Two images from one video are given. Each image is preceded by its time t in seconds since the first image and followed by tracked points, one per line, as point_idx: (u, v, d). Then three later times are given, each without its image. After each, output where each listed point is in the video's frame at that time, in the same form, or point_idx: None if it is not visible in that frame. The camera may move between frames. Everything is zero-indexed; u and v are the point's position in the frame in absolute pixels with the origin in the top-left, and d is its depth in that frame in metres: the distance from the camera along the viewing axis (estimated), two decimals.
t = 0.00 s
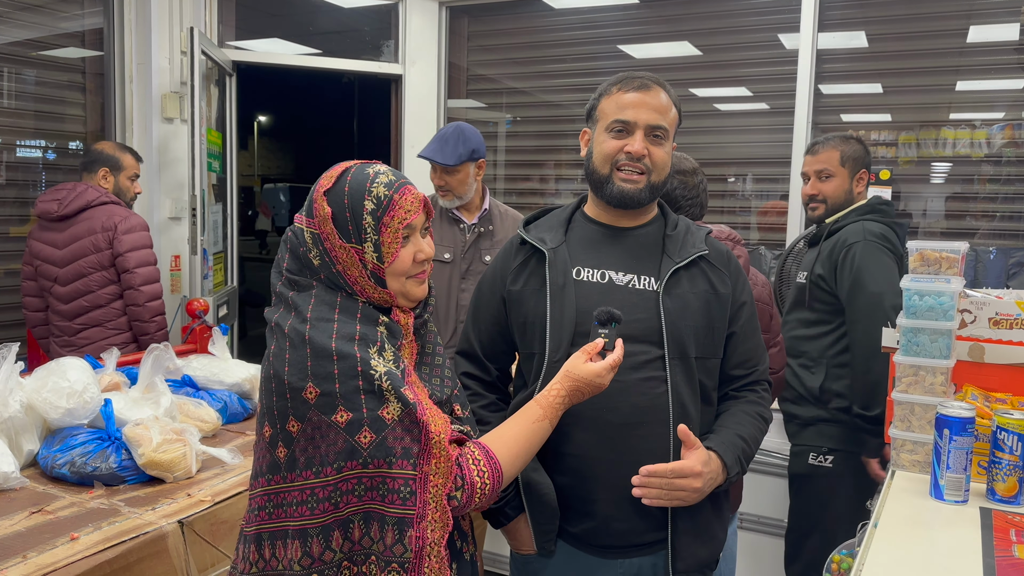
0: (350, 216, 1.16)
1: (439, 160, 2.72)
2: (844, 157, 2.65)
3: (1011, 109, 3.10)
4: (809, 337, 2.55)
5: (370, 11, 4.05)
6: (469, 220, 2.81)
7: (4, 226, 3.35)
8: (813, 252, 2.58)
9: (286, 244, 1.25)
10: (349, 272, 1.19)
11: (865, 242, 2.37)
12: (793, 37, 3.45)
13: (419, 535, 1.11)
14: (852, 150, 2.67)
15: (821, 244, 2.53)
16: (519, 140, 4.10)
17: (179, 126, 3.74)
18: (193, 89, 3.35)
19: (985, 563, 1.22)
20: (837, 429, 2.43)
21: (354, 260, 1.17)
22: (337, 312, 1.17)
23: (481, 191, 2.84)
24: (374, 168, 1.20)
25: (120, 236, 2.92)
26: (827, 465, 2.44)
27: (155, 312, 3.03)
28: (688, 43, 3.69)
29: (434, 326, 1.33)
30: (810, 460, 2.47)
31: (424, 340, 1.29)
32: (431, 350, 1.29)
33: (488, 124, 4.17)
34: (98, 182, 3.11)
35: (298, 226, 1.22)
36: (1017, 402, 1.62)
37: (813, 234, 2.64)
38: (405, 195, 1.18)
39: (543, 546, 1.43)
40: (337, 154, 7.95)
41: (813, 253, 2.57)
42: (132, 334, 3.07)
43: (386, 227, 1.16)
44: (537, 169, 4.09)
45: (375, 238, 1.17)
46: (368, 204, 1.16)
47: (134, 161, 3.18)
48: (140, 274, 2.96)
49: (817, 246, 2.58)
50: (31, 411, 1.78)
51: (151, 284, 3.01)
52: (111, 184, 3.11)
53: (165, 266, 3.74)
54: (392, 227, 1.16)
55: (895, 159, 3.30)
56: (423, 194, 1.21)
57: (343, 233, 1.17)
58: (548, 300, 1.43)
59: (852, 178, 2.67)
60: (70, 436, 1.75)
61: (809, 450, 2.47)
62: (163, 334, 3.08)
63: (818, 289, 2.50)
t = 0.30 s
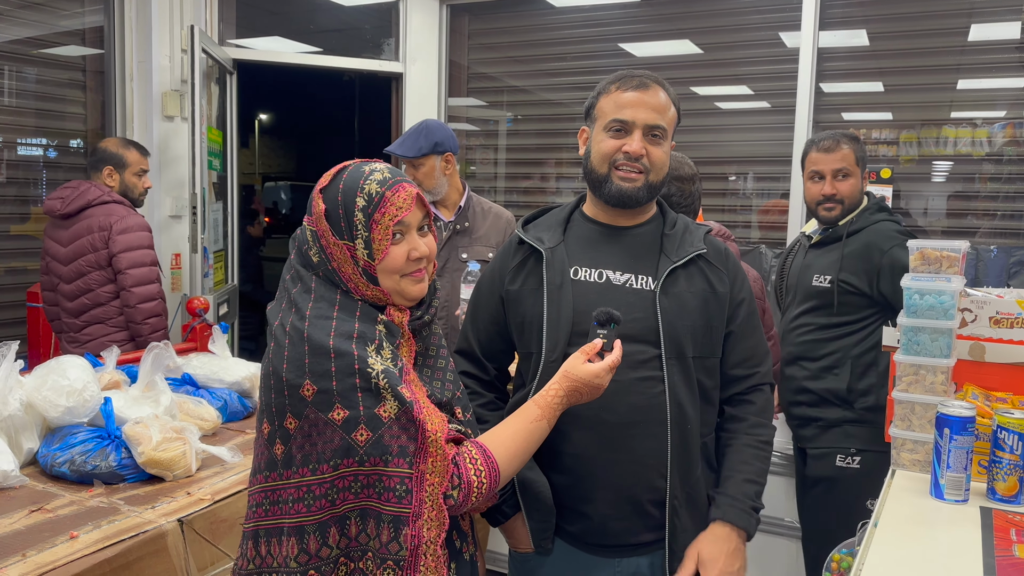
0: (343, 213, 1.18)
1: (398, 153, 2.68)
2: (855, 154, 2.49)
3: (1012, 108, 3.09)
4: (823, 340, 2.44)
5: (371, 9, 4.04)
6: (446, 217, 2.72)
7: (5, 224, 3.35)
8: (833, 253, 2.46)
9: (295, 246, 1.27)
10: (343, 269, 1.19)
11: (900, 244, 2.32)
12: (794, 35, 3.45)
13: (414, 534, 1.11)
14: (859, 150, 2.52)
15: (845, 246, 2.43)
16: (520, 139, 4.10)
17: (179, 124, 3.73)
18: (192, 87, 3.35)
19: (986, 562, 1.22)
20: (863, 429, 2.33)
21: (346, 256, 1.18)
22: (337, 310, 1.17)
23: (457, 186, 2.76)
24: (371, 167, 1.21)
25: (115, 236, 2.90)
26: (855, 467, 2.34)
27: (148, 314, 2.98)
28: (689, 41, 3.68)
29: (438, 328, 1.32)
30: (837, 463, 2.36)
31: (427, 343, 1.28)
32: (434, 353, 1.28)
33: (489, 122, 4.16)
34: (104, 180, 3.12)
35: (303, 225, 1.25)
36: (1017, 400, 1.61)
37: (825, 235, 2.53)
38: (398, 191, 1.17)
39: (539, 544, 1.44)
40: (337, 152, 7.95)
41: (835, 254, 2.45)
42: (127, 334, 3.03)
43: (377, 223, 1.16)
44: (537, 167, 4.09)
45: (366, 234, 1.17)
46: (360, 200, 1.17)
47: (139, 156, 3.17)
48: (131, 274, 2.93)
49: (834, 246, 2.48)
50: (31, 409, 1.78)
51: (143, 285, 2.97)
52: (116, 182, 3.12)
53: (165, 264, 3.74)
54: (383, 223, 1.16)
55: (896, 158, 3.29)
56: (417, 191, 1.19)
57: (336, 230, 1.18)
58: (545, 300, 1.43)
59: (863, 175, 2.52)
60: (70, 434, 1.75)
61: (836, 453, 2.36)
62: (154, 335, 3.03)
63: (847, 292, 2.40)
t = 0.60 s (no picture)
0: (344, 212, 1.18)
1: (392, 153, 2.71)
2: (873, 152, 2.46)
3: (1015, 109, 3.08)
4: (833, 343, 2.40)
5: (373, 9, 4.04)
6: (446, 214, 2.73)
7: (7, 224, 3.35)
8: (851, 253, 2.42)
9: (305, 246, 1.28)
10: (343, 267, 1.19)
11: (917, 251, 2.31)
12: (797, 36, 3.44)
13: (407, 534, 1.11)
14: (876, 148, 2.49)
15: (862, 247, 2.40)
16: (522, 139, 4.10)
17: (182, 125, 3.73)
18: (195, 87, 3.35)
19: (991, 564, 1.21)
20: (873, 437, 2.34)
21: (345, 255, 1.18)
22: (337, 309, 1.17)
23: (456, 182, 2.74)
24: (375, 166, 1.21)
25: (93, 234, 2.88)
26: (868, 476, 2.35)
27: (120, 314, 2.93)
28: (692, 42, 3.68)
29: (446, 331, 1.32)
30: (851, 473, 2.36)
31: (433, 347, 1.28)
32: (441, 356, 1.28)
33: (491, 122, 4.16)
34: (103, 181, 3.13)
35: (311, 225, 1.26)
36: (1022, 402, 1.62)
37: (840, 234, 2.49)
38: (397, 190, 1.16)
39: (540, 546, 1.44)
40: (339, 153, 7.95)
41: (852, 254, 2.41)
42: (107, 336, 3.00)
43: (374, 222, 1.15)
44: (540, 167, 4.09)
45: (364, 233, 1.16)
46: (359, 199, 1.17)
47: (137, 155, 3.17)
48: (107, 272, 2.90)
49: (850, 247, 2.44)
50: (34, 409, 1.79)
51: (117, 284, 2.93)
52: (115, 182, 3.13)
53: (167, 264, 3.74)
54: (380, 222, 1.15)
55: (899, 158, 3.29)
56: (418, 190, 1.18)
57: (337, 228, 1.19)
58: (549, 302, 1.43)
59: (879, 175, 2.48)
60: (73, 435, 1.75)
61: (849, 462, 2.36)
62: (127, 336, 2.97)
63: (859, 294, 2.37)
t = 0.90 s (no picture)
0: (348, 212, 1.19)
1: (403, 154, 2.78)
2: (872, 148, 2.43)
3: (1017, 110, 3.08)
4: (839, 348, 2.37)
5: (375, 11, 4.04)
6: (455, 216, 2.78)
7: (10, 225, 3.36)
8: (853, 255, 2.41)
9: (311, 245, 1.28)
10: (346, 267, 1.19)
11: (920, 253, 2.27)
12: (799, 37, 3.44)
13: (402, 534, 1.11)
14: (878, 145, 2.46)
15: (864, 249, 2.38)
16: (524, 140, 4.10)
17: (185, 126, 3.73)
18: (198, 88, 3.35)
19: (994, 565, 1.21)
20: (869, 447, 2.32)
21: (348, 255, 1.18)
22: (339, 308, 1.17)
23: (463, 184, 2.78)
24: (381, 168, 1.21)
25: (84, 231, 2.87)
26: (865, 485, 2.34)
27: (104, 312, 2.89)
28: (694, 43, 3.68)
29: (450, 333, 1.32)
30: (848, 483, 2.35)
31: (434, 349, 1.28)
32: (444, 357, 1.28)
33: (493, 123, 4.16)
34: (100, 182, 3.14)
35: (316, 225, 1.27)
36: None
37: (842, 235, 2.49)
38: (402, 192, 1.16)
39: (546, 551, 1.44)
40: (341, 154, 7.97)
41: (853, 256, 2.40)
42: (91, 336, 2.94)
43: (378, 223, 1.16)
44: (541, 168, 4.09)
45: (368, 233, 1.17)
46: (364, 199, 1.17)
47: (134, 156, 3.19)
48: (94, 269, 2.86)
49: (852, 249, 2.43)
50: (37, 410, 1.79)
51: (104, 282, 2.89)
52: (112, 183, 3.14)
53: (170, 265, 3.74)
54: (384, 223, 1.15)
55: (901, 159, 3.29)
56: (422, 192, 1.18)
57: (342, 229, 1.19)
58: (552, 304, 1.43)
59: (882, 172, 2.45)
60: (76, 435, 1.76)
61: (847, 472, 2.34)
62: (112, 335, 2.92)
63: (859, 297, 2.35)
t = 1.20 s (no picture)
0: (348, 212, 1.19)
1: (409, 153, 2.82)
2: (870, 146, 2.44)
3: (1019, 111, 3.09)
4: (839, 353, 2.37)
5: (377, 13, 4.05)
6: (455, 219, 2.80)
7: (12, 226, 3.36)
8: (854, 257, 2.41)
9: (310, 246, 1.29)
10: (345, 267, 1.20)
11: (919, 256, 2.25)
12: (799, 39, 3.44)
13: (410, 526, 1.11)
14: (882, 146, 2.46)
15: (864, 251, 2.38)
16: (525, 142, 4.11)
17: (186, 127, 3.73)
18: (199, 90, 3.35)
19: (994, 567, 1.21)
20: (870, 452, 2.32)
21: (348, 255, 1.18)
22: (339, 307, 1.18)
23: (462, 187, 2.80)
24: (380, 169, 1.21)
25: (77, 229, 2.87)
26: (864, 492, 2.34)
27: (92, 311, 2.85)
28: (695, 45, 3.68)
29: (450, 333, 1.32)
30: (847, 490, 2.35)
31: (434, 348, 1.28)
32: (444, 357, 1.28)
33: (494, 125, 4.17)
34: (99, 184, 3.15)
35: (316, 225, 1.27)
36: None
37: (845, 237, 2.48)
38: (401, 193, 1.17)
39: (546, 553, 1.44)
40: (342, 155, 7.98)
41: (854, 259, 2.40)
42: (79, 336, 2.90)
43: (377, 223, 1.16)
44: (543, 170, 4.10)
45: (367, 233, 1.17)
46: (363, 200, 1.17)
47: (133, 158, 3.19)
48: (84, 268, 2.84)
49: (853, 251, 2.43)
50: (38, 411, 1.79)
51: (93, 281, 2.86)
52: (110, 185, 3.15)
53: (171, 266, 3.75)
54: (383, 223, 1.16)
55: (902, 161, 3.30)
56: (421, 192, 1.19)
57: (341, 229, 1.19)
58: (553, 305, 1.43)
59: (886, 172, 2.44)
60: (77, 436, 1.76)
61: (844, 479, 2.34)
62: (98, 334, 2.88)
63: (859, 299, 2.34)
